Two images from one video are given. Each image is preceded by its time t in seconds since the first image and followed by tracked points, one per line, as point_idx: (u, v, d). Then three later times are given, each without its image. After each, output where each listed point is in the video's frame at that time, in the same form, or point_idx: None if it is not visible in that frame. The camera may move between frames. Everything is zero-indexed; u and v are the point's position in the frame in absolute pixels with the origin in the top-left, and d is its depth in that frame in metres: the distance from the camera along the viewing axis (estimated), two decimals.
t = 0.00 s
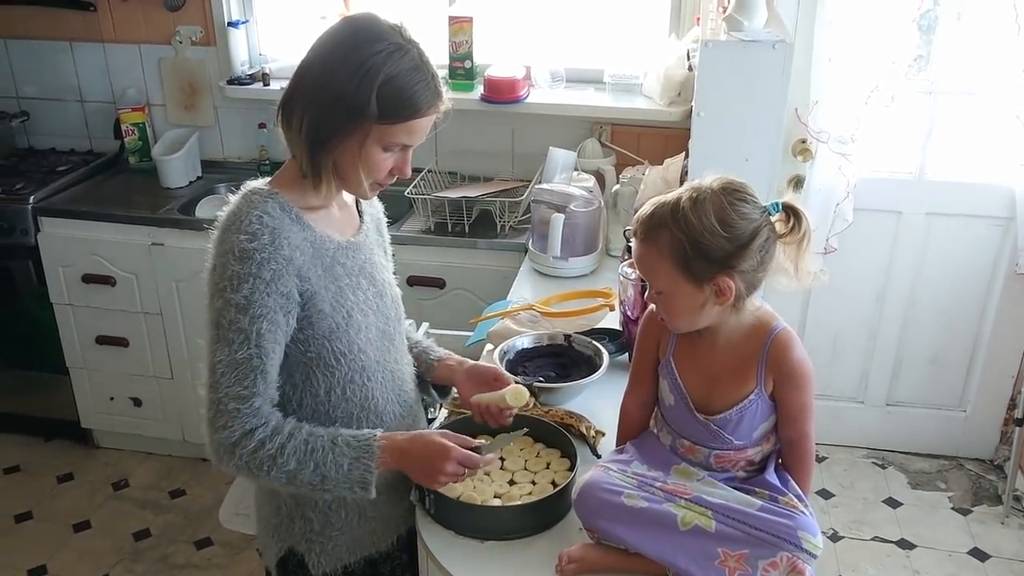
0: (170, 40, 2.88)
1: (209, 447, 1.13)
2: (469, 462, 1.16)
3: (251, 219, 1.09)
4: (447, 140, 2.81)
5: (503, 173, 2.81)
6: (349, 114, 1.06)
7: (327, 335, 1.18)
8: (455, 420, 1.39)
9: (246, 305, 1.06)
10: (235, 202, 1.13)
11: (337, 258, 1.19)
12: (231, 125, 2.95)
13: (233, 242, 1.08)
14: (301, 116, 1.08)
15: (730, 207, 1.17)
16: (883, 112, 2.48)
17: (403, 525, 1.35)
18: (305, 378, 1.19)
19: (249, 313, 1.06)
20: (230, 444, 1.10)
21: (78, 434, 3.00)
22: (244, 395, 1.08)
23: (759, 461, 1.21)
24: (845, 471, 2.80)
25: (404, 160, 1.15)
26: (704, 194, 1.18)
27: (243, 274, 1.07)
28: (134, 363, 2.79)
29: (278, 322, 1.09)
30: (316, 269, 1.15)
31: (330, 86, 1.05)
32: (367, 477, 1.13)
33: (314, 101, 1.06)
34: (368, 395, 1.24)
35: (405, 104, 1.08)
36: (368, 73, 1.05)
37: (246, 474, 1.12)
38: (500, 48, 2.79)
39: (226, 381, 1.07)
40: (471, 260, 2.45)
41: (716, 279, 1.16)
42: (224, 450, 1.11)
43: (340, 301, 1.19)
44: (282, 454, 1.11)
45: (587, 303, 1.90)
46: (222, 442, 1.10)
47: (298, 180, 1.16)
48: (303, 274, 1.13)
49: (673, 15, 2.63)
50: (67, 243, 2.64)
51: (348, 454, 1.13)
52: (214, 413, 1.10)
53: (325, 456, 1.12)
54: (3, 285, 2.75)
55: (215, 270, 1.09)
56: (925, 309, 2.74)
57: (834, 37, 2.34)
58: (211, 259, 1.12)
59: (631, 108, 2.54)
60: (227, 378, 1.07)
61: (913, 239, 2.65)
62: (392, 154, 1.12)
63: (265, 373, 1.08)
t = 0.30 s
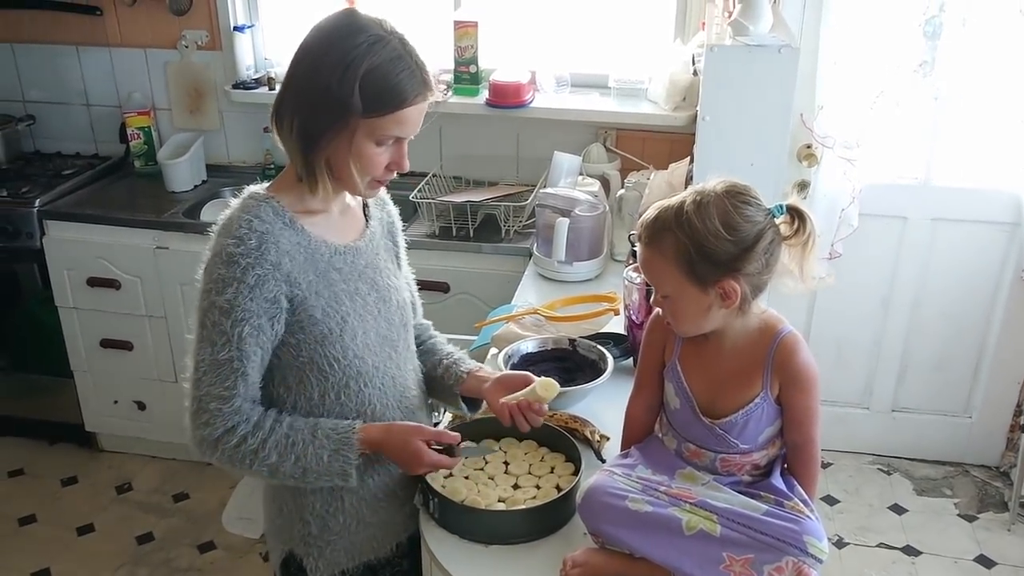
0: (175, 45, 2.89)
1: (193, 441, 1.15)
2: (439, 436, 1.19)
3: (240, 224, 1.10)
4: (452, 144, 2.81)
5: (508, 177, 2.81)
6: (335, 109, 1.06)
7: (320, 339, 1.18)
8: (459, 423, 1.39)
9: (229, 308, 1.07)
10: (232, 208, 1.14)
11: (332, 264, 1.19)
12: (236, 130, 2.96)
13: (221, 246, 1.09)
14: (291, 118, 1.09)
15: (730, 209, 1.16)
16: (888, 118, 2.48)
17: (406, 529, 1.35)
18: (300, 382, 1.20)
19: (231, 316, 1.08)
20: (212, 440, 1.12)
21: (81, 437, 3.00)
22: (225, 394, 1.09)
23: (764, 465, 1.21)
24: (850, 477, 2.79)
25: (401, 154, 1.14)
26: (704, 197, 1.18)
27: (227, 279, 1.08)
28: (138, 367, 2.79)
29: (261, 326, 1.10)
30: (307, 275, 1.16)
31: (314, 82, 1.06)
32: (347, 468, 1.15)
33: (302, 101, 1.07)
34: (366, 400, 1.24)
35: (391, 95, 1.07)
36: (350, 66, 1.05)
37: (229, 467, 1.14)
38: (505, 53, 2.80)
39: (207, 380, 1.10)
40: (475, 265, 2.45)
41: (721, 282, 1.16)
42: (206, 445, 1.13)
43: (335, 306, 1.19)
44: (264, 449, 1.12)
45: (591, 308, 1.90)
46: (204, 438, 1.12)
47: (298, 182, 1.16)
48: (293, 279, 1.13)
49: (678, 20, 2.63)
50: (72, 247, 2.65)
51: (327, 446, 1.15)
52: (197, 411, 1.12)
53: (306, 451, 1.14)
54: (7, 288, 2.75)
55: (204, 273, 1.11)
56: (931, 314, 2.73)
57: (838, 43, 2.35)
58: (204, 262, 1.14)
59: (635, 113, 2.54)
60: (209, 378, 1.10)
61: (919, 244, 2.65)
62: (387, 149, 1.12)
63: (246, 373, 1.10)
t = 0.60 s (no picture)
0: (181, 50, 2.90)
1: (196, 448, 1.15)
2: (443, 431, 1.19)
3: (238, 231, 1.10)
4: (456, 149, 2.82)
5: (512, 183, 2.81)
6: (330, 115, 1.07)
7: (321, 344, 1.18)
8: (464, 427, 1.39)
9: (229, 315, 1.08)
10: (231, 215, 1.14)
11: (332, 268, 1.19)
12: (241, 134, 2.97)
13: (220, 254, 1.10)
14: (286, 124, 1.09)
15: (731, 214, 1.16)
16: (892, 124, 2.48)
17: (411, 534, 1.35)
18: (303, 387, 1.20)
19: (231, 323, 1.08)
20: (216, 447, 1.12)
21: (86, 441, 3.00)
22: (228, 401, 1.10)
23: (769, 470, 1.21)
24: (855, 483, 2.79)
25: (397, 160, 1.14)
26: (706, 202, 1.18)
27: (226, 286, 1.08)
28: (142, 371, 2.80)
29: (261, 332, 1.10)
30: (306, 280, 1.16)
31: (309, 89, 1.06)
32: (353, 469, 1.15)
33: (297, 107, 1.08)
34: (369, 403, 1.24)
35: (385, 100, 1.08)
36: (343, 72, 1.06)
37: (234, 473, 1.14)
38: (510, 59, 2.80)
39: (210, 388, 1.10)
40: (480, 270, 2.45)
41: (725, 287, 1.16)
42: (211, 452, 1.13)
43: (335, 311, 1.19)
44: (268, 453, 1.12)
45: (595, 313, 1.90)
46: (208, 446, 1.12)
47: (297, 188, 1.16)
48: (291, 285, 1.14)
49: (682, 25, 2.63)
50: (78, 251, 2.65)
51: (332, 448, 1.15)
52: (200, 419, 1.12)
53: (312, 453, 1.14)
54: (13, 292, 2.76)
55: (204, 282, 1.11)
56: (935, 320, 2.73)
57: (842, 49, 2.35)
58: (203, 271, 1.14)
59: (639, 118, 2.54)
60: (211, 386, 1.10)
61: (924, 250, 2.65)
62: (383, 154, 1.12)
63: (247, 380, 1.10)
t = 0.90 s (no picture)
0: (184, 54, 2.90)
1: (196, 452, 1.15)
2: (443, 436, 1.19)
3: (239, 236, 1.10)
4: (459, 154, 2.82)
5: (514, 187, 2.81)
6: (330, 122, 1.07)
7: (321, 348, 1.18)
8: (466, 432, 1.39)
9: (230, 320, 1.08)
10: (232, 219, 1.14)
11: (332, 273, 1.19)
12: (244, 139, 2.98)
13: (221, 259, 1.10)
14: (287, 129, 1.09)
15: (722, 216, 1.16)
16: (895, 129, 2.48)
17: (413, 538, 1.35)
18: (302, 391, 1.20)
19: (232, 328, 1.08)
20: (217, 452, 1.12)
21: (88, 444, 3.01)
22: (228, 406, 1.10)
23: (766, 478, 1.19)
24: (857, 489, 2.78)
25: (397, 166, 1.14)
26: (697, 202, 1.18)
27: (227, 290, 1.08)
28: (144, 375, 2.80)
29: (261, 336, 1.10)
30: (307, 284, 1.16)
31: (310, 95, 1.07)
32: (353, 474, 1.16)
33: (298, 112, 1.08)
34: (368, 408, 1.24)
35: (387, 107, 1.08)
36: (345, 79, 1.06)
37: (235, 478, 1.14)
38: (513, 64, 2.80)
39: (210, 392, 1.10)
40: (482, 274, 2.45)
41: (716, 288, 1.16)
42: (211, 457, 1.13)
43: (335, 315, 1.19)
44: (269, 457, 1.13)
45: (597, 318, 1.90)
46: (208, 450, 1.12)
47: (296, 193, 1.17)
48: (292, 289, 1.14)
49: (685, 31, 2.64)
50: (81, 255, 2.66)
51: (332, 452, 1.15)
52: (200, 423, 1.12)
53: (311, 457, 1.14)
54: (16, 296, 2.76)
55: (204, 286, 1.11)
56: (938, 326, 2.72)
57: (844, 55, 2.36)
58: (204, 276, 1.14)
59: (641, 123, 2.55)
60: (212, 391, 1.10)
61: (927, 255, 2.64)
62: (383, 160, 1.12)
63: (248, 384, 1.10)
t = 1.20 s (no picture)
0: (187, 57, 2.91)
1: (198, 456, 1.15)
2: (446, 439, 1.18)
3: (241, 239, 1.10)
4: (460, 157, 2.82)
5: (516, 190, 2.82)
6: (332, 125, 1.07)
7: (323, 352, 1.18)
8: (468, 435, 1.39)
9: (231, 324, 1.08)
10: (233, 222, 1.14)
11: (333, 275, 1.19)
12: (246, 142, 2.98)
13: (222, 262, 1.10)
14: (289, 133, 1.09)
15: (722, 220, 1.15)
16: (897, 133, 2.48)
17: (414, 541, 1.35)
18: (303, 395, 1.20)
19: (234, 332, 1.08)
20: (218, 455, 1.12)
21: (89, 447, 3.01)
22: (230, 410, 1.10)
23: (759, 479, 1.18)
24: (859, 493, 2.78)
25: (398, 169, 1.14)
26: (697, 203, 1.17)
27: (229, 294, 1.08)
28: (146, 377, 2.80)
29: (262, 340, 1.10)
30: (308, 287, 1.16)
31: (312, 98, 1.07)
32: (355, 477, 1.15)
33: (299, 115, 1.08)
34: (370, 411, 1.24)
35: (389, 109, 1.08)
36: (347, 82, 1.06)
37: (236, 481, 1.14)
38: (514, 67, 2.80)
39: (212, 396, 1.10)
40: (483, 277, 2.45)
41: (717, 291, 1.16)
42: (212, 460, 1.13)
43: (336, 318, 1.19)
44: (271, 461, 1.12)
45: (598, 321, 1.90)
46: (210, 454, 1.12)
47: (297, 196, 1.17)
48: (293, 292, 1.14)
49: (687, 35, 2.64)
50: (83, 257, 2.66)
51: (334, 455, 1.15)
52: (202, 427, 1.12)
53: (313, 460, 1.14)
54: (19, 299, 2.76)
55: (206, 290, 1.11)
56: (940, 330, 2.72)
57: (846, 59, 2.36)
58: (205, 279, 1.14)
59: (643, 126, 2.55)
60: (214, 394, 1.10)
61: (929, 259, 2.64)
62: (384, 163, 1.12)
63: (249, 388, 1.10)
